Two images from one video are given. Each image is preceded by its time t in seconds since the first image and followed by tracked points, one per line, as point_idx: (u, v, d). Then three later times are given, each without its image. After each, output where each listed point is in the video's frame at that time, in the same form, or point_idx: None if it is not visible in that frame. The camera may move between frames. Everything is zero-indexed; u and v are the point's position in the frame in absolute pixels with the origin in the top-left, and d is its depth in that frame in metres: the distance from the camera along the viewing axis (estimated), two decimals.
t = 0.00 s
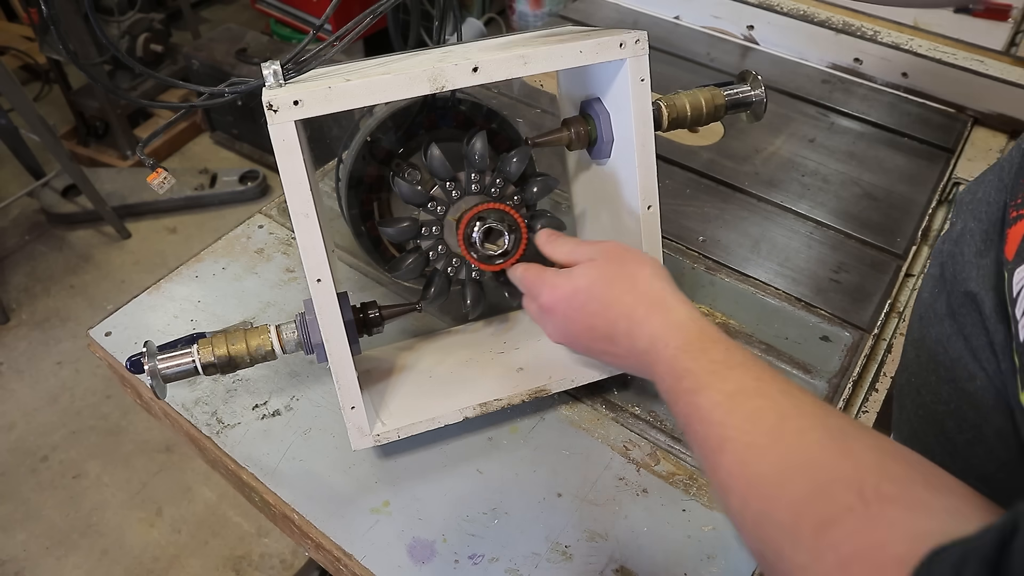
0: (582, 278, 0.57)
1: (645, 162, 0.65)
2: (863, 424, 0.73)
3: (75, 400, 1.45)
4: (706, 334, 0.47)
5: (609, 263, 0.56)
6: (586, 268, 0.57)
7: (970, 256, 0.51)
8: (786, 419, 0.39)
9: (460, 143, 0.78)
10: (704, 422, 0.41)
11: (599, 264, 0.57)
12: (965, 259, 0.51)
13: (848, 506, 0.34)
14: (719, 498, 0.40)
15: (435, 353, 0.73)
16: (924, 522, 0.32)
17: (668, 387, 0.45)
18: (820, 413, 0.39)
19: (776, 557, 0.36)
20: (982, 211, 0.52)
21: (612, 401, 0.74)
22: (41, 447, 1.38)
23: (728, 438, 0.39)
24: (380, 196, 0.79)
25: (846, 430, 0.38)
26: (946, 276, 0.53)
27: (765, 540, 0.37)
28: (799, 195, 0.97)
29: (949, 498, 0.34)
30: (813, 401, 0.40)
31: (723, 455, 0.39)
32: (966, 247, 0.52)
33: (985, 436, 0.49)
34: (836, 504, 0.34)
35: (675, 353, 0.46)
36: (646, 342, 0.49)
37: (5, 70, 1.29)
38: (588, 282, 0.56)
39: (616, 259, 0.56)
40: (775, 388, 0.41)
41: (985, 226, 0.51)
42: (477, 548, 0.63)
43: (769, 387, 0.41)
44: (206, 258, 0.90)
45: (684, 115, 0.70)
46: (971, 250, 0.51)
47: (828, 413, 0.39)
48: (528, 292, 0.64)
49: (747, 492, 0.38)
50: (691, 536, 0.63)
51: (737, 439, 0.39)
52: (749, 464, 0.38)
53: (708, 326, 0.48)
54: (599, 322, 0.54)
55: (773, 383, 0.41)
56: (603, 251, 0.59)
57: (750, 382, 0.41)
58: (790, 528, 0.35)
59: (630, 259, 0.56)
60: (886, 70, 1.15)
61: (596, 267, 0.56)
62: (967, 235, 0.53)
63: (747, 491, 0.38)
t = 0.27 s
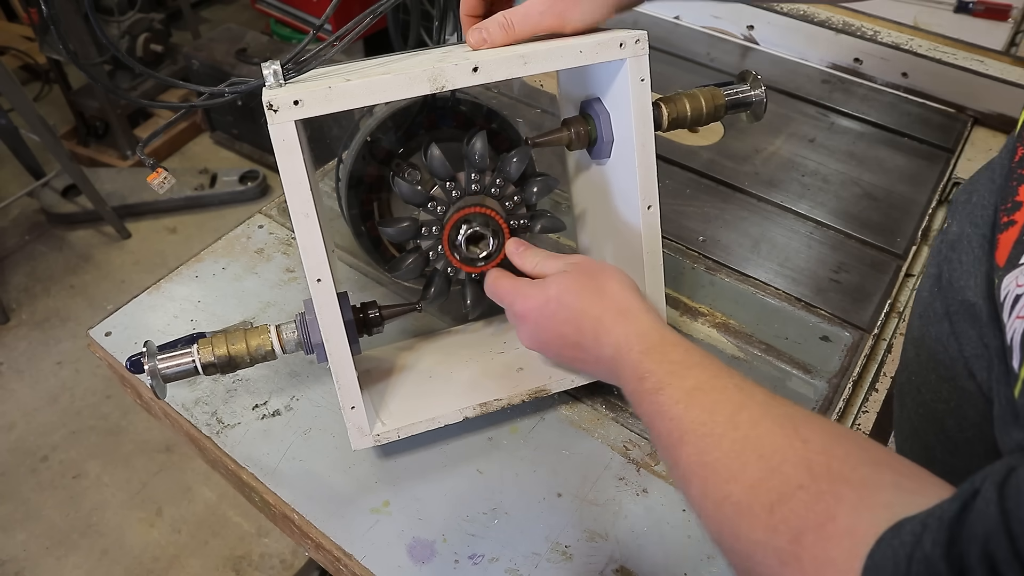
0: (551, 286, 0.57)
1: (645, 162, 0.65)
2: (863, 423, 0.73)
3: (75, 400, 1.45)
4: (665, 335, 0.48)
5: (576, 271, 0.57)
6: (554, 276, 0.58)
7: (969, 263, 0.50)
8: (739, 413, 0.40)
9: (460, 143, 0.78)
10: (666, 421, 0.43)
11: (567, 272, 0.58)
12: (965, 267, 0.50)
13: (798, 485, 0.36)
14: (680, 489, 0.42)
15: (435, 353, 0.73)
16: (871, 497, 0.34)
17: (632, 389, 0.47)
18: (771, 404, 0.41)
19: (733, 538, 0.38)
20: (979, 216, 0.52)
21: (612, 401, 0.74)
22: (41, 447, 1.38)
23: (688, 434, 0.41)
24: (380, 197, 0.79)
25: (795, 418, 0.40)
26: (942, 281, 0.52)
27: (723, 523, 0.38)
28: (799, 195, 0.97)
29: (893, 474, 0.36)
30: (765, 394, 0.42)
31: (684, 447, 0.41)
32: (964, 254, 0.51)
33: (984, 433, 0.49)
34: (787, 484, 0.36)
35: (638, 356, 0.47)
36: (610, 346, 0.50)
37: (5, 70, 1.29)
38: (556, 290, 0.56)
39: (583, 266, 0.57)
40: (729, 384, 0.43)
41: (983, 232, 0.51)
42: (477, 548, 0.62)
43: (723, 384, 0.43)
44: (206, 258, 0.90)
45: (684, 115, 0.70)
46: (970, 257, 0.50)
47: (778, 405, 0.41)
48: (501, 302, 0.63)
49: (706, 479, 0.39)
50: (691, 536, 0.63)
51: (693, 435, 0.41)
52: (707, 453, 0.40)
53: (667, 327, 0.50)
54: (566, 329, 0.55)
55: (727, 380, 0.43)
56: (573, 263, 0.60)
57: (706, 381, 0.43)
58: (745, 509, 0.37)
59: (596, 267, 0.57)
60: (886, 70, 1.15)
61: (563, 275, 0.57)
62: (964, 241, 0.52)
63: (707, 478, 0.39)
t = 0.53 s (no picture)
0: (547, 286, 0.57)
1: (645, 162, 0.65)
2: (863, 424, 0.73)
3: (75, 400, 1.45)
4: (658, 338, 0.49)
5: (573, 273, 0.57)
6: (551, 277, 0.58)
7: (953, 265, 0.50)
8: (730, 412, 0.40)
9: (460, 143, 0.78)
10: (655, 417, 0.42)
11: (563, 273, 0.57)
12: (949, 269, 0.50)
13: (785, 480, 0.36)
14: (665, 485, 0.42)
15: (435, 353, 0.73)
16: (857, 494, 0.34)
17: (624, 386, 0.47)
18: (761, 406, 0.41)
19: (718, 533, 0.37)
20: (961, 214, 0.51)
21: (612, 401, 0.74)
22: (41, 447, 1.38)
23: (677, 430, 0.41)
24: (380, 197, 0.79)
25: (785, 417, 0.40)
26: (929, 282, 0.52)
27: (709, 519, 0.38)
28: (800, 195, 0.97)
29: (879, 474, 0.36)
30: (755, 397, 0.42)
31: (673, 442, 0.41)
32: (949, 254, 0.50)
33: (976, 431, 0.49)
34: (775, 480, 0.36)
35: (633, 355, 0.47)
36: (603, 346, 0.50)
37: (5, 70, 1.29)
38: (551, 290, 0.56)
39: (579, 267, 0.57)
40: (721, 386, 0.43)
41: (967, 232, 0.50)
42: (477, 548, 0.62)
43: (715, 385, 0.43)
44: (206, 258, 0.90)
45: (684, 115, 0.70)
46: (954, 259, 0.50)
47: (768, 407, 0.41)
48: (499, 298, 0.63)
49: (694, 476, 0.39)
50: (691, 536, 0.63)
51: (683, 431, 0.41)
52: (696, 449, 0.40)
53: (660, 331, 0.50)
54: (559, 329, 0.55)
55: (718, 381, 0.43)
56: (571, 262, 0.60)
57: (698, 381, 0.43)
58: (732, 504, 0.37)
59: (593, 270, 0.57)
60: (886, 70, 1.15)
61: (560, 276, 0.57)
62: (948, 241, 0.51)
63: (694, 474, 0.39)
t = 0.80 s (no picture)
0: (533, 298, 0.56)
1: (645, 162, 0.65)
2: (863, 424, 0.73)
3: (75, 400, 1.45)
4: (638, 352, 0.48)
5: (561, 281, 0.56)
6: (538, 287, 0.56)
7: (943, 257, 0.53)
8: (713, 431, 0.40)
9: (460, 143, 0.78)
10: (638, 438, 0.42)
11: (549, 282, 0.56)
12: (941, 261, 0.53)
13: (772, 503, 0.36)
14: (651, 504, 0.41)
15: (435, 353, 0.73)
16: (844, 514, 0.34)
17: (606, 404, 0.46)
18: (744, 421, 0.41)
19: (706, 555, 0.38)
20: (947, 208, 0.55)
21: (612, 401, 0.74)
22: (41, 447, 1.38)
23: (661, 451, 0.41)
24: (380, 196, 0.79)
25: (771, 434, 0.39)
26: (920, 276, 0.55)
27: (696, 540, 0.38)
28: (800, 195, 0.97)
29: (864, 489, 0.36)
30: (737, 412, 0.42)
31: (657, 464, 0.40)
32: (940, 247, 0.54)
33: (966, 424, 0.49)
34: (761, 503, 0.36)
35: (615, 372, 0.46)
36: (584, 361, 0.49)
37: (5, 70, 1.29)
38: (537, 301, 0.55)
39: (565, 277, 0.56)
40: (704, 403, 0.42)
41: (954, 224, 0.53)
42: (477, 548, 0.62)
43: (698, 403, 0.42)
44: (206, 258, 0.90)
45: (684, 115, 0.70)
46: (944, 251, 0.53)
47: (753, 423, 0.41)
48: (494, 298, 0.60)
49: (679, 496, 0.39)
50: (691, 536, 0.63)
51: (667, 452, 0.40)
52: (681, 471, 0.39)
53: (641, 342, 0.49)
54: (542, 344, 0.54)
55: (703, 399, 0.43)
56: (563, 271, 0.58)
57: (681, 401, 0.42)
58: (719, 527, 0.37)
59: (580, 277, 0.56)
60: (886, 69, 1.15)
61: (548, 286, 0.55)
62: (936, 234, 0.55)
63: (679, 496, 0.39)
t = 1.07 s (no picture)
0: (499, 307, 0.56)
1: (645, 162, 0.65)
2: (864, 424, 0.72)
3: (75, 400, 1.45)
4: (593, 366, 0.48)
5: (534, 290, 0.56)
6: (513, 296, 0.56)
7: (936, 259, 0.53)
8: (669, 443, 0.40)
9: (460, 143, 0.78)
10: (592, 451, 0.42)
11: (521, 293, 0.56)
12: (931, 263, 0.53)
13: (733, 513, 0.36)
14: (602, 517, 0.41)
15: (436, 353, 0.73)
16: (805, 526, 0.34)
17: (559, 415, 0.46)
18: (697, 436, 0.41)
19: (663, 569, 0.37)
20: (942, 209, 0.55)
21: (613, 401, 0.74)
22: (41, 447, 1.38)
23: (615, 464, 0.40)
24: (380, 197, 0.79)
25: (728, 448, 0.40)
26: (913, 277, 0.55)
27: (652, 553, 0.37)
28: (799, 195, 0.97)
29: (822, 501, 0.36)
30: (691, 428, 0.42)
31: (611, 476, 0.40)
32: (932, 249, 0.54)
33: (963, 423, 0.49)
34: (719, 514, 0.36)
35: (572, 383, 0.46)
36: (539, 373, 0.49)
37: (5, 70, 1.29)
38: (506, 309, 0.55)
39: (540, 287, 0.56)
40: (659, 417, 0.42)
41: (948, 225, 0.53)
42: (477, 548, 0.62)
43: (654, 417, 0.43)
44: (206, 258, 0.90)
45: (684, 115, 0.70)
46: (937, 252, 0.53)
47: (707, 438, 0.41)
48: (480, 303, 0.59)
49: (636, 507, 0.39)
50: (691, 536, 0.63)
51: (623, 465, 0.40)
52: (636, 482, 0.39)
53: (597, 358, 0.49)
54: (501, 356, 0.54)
55: (660, 413, 0.43)
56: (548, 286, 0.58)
57: (635, 415, 0.43)
58: (676, 539, 0.37)
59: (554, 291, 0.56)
60: (886, 69, 1.15)
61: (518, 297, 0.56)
62: (929, 236, 0.55)
63: (635, 508, 0.39)
